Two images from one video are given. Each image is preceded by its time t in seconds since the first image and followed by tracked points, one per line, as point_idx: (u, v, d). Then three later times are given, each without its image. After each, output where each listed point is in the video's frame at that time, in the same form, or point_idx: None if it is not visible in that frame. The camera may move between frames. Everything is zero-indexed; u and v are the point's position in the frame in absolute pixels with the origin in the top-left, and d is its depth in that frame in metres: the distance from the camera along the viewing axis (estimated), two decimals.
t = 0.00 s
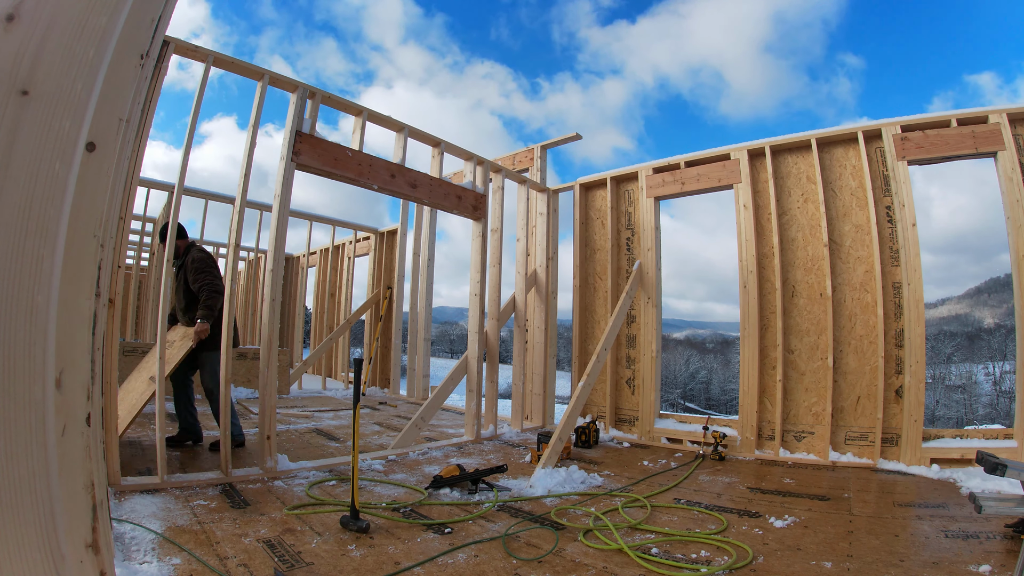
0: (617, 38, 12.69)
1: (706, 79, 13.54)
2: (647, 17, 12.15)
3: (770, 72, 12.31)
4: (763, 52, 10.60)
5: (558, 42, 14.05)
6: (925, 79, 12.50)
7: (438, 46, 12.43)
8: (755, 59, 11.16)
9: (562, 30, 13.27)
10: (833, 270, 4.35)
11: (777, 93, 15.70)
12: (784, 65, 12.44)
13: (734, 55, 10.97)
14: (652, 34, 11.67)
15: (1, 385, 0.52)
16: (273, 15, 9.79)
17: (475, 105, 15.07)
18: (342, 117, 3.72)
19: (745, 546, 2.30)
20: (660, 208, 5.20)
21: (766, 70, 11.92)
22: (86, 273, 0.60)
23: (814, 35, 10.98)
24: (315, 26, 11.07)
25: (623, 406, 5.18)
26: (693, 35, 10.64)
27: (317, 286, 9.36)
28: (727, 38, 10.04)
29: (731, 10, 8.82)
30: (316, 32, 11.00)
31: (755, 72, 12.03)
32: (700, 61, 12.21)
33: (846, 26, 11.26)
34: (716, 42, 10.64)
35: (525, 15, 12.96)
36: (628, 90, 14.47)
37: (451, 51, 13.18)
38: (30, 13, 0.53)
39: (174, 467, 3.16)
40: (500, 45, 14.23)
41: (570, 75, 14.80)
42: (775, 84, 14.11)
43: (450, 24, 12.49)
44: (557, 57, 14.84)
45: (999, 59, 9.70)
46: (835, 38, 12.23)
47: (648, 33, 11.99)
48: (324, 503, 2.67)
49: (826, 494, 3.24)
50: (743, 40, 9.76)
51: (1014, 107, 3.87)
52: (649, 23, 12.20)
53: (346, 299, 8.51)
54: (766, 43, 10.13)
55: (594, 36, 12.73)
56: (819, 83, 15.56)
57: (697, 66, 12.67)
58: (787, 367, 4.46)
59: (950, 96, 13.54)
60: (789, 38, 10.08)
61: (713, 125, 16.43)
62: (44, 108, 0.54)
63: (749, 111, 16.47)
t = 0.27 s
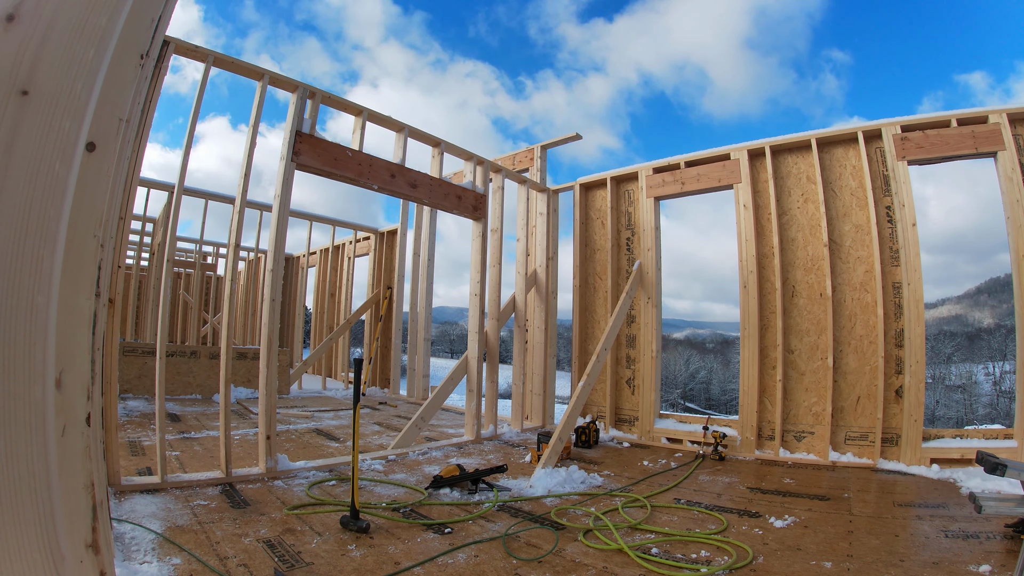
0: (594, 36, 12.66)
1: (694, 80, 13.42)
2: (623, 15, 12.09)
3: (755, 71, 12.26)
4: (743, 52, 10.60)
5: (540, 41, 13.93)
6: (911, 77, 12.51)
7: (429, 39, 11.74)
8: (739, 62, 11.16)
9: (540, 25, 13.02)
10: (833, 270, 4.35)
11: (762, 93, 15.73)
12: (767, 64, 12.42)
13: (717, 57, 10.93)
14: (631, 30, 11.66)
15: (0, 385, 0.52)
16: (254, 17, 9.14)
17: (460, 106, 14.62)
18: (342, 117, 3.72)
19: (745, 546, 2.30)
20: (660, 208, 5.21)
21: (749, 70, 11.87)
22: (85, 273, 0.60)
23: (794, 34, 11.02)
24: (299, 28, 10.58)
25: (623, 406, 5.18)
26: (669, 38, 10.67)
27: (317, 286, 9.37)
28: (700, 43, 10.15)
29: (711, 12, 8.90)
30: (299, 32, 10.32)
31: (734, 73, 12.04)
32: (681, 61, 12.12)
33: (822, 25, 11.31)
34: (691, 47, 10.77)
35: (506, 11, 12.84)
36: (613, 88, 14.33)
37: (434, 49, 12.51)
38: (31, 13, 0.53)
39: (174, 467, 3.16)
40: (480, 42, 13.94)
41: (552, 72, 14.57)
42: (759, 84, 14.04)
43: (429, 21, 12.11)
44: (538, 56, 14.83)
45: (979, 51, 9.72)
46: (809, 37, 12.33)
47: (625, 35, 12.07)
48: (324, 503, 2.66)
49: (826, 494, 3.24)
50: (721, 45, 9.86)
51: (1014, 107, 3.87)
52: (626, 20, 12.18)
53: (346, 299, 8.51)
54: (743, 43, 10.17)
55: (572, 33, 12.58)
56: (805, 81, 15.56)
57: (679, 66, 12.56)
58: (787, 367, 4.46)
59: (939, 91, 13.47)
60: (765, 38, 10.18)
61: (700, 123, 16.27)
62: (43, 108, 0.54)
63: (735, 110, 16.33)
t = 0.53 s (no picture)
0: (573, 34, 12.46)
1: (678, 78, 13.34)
2: (603, 13, 11.83)
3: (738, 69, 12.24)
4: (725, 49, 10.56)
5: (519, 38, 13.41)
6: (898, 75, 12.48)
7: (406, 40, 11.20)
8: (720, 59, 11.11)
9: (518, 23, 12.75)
10: (833, 270, 4.35)
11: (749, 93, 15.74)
12: (750, 61, 12.36)
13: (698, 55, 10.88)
14: (612, 27, 11.52)
15: None
16: (239, 18, 8.40)
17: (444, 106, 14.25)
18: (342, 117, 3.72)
19: (745, 546, 2.30)
20: (660, 208, 5.21)
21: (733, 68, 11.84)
22: (85, 274, 0.60)
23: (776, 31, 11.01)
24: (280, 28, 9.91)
25: (623, 406, 5.18)
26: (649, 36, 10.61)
27: (317, 286, 9.37)
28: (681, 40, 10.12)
29: (697, 10, 8.76)
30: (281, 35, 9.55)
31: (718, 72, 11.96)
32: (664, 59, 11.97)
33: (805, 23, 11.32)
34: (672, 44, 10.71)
35: (480, 9, 12.28)
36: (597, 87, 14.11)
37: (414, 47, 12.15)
38: (30, 13, 0.53)
39: (174, 467, 3.16)
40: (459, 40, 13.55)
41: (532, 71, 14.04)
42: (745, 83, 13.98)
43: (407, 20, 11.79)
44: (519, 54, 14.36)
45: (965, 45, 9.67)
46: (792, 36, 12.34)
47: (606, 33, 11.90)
48: (324, 503, 2.66)
49: (826, 494, 3.24)
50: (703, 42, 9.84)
51: (1014, 107, 3.87)
52: (606, 19, 11.92)
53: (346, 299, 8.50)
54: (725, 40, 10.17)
55: (552, 31, 12.31)
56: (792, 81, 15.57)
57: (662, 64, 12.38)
58: (788, 367, 4.46)
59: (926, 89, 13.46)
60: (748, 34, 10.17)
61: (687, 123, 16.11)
62: (43, 108, 0.54)
63: (721, 110, 16.19)
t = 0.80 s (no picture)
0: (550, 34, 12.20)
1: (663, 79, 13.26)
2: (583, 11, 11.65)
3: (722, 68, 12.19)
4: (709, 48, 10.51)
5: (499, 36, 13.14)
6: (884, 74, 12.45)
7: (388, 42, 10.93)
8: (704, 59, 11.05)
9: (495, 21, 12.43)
10: (833, 270, 4.35)
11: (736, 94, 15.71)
12: (734, 61, 12.32)
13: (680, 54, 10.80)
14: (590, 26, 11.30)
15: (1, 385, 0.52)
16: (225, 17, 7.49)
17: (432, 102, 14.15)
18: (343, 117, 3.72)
19: (745, 546, 2.30)
20: (660, 208, 5.21)
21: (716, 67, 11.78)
22: (85, 275, 0.60)
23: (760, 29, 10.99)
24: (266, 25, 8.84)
25: (623, 406, 5.18)
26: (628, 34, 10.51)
27: (317, 286, 9.37)
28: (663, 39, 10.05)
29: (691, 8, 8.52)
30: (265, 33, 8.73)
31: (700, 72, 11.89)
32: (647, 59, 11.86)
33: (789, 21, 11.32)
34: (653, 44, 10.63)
35: (458, 7, 12.03)
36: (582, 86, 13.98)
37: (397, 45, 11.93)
38: (31, 12, 0.53)
39: (174, 467, 3.16)
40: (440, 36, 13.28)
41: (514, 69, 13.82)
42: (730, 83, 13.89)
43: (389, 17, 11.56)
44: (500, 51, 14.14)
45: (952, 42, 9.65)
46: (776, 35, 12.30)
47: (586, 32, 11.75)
48: (324, 503, 2.67)
49: (826, 494, 3.24)
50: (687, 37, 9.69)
51: (1014, 107, 3.88)
52: (585, 18, 11.74)
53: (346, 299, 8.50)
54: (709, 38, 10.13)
55: (531, 29, 12.00)
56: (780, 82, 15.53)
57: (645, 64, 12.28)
58: (787, 367, 4.46)
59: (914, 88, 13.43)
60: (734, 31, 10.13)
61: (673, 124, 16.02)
62: (44, 107, 0.54)
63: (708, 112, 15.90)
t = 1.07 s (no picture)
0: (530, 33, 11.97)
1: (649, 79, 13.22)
2: (560, 9, 11.50)
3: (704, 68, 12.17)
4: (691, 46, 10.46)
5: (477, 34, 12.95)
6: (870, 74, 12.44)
7: (370, 37, 10.61)
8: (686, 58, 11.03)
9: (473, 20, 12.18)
10: (833, 270, 4.35)
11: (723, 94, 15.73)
12: (717, 60, 12.31)
13: (660, 52, 10.73)
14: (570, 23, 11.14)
15: (1, 385, 0.52)
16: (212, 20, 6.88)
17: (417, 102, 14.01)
18: (343, 117, 3.72)
19: (745, 546, 2.30)
20: (660, 208, 5.21)
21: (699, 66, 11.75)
22: (85, 275, 0.60)
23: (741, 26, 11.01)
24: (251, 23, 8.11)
25: (623, 406, 5.18)
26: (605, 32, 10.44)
27: (317, 286, 9.37)
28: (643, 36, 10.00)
29: None
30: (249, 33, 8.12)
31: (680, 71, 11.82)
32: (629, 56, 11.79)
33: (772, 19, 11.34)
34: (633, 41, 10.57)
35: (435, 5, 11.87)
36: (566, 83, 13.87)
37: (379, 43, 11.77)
38: (31, 14, 0.53)
39: (174, 467, 3.16)
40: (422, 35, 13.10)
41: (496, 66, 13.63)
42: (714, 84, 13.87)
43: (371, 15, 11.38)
44: (480, 50, 13.97)
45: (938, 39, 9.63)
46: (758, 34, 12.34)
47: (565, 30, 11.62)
48: (324, 503, 2.67)
49: (826, 494, 3.24)
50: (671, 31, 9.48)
51: (1013, 107, 3.88)
52: (563, 15, 11.61)
53: (346, 299, 8.49)
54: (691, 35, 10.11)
55: (512, 28, 11.74)
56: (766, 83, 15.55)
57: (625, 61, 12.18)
58: (787, 367, 4.46)
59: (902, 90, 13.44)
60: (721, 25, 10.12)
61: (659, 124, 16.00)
62: (44, 108, 0.54)
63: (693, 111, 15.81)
